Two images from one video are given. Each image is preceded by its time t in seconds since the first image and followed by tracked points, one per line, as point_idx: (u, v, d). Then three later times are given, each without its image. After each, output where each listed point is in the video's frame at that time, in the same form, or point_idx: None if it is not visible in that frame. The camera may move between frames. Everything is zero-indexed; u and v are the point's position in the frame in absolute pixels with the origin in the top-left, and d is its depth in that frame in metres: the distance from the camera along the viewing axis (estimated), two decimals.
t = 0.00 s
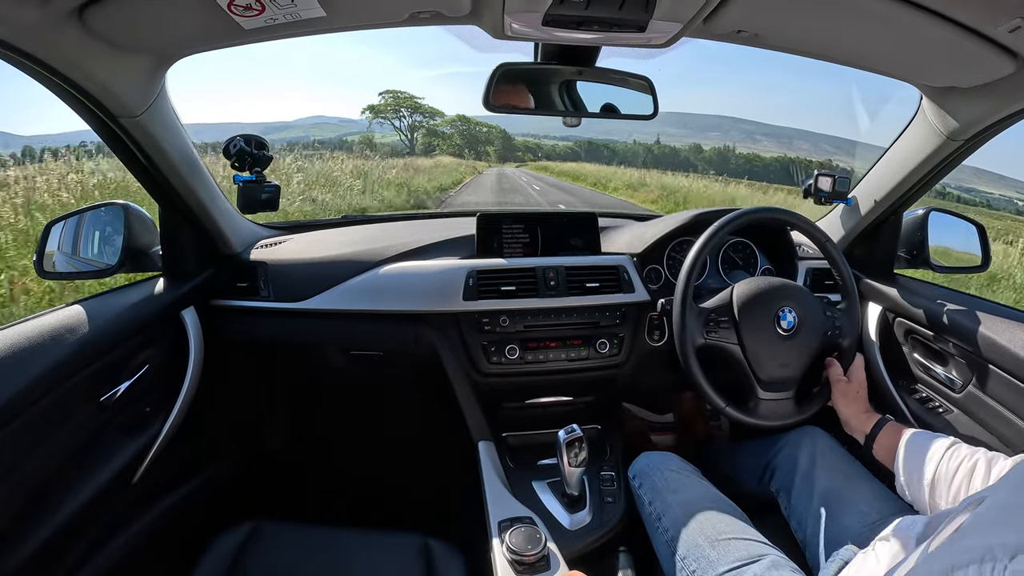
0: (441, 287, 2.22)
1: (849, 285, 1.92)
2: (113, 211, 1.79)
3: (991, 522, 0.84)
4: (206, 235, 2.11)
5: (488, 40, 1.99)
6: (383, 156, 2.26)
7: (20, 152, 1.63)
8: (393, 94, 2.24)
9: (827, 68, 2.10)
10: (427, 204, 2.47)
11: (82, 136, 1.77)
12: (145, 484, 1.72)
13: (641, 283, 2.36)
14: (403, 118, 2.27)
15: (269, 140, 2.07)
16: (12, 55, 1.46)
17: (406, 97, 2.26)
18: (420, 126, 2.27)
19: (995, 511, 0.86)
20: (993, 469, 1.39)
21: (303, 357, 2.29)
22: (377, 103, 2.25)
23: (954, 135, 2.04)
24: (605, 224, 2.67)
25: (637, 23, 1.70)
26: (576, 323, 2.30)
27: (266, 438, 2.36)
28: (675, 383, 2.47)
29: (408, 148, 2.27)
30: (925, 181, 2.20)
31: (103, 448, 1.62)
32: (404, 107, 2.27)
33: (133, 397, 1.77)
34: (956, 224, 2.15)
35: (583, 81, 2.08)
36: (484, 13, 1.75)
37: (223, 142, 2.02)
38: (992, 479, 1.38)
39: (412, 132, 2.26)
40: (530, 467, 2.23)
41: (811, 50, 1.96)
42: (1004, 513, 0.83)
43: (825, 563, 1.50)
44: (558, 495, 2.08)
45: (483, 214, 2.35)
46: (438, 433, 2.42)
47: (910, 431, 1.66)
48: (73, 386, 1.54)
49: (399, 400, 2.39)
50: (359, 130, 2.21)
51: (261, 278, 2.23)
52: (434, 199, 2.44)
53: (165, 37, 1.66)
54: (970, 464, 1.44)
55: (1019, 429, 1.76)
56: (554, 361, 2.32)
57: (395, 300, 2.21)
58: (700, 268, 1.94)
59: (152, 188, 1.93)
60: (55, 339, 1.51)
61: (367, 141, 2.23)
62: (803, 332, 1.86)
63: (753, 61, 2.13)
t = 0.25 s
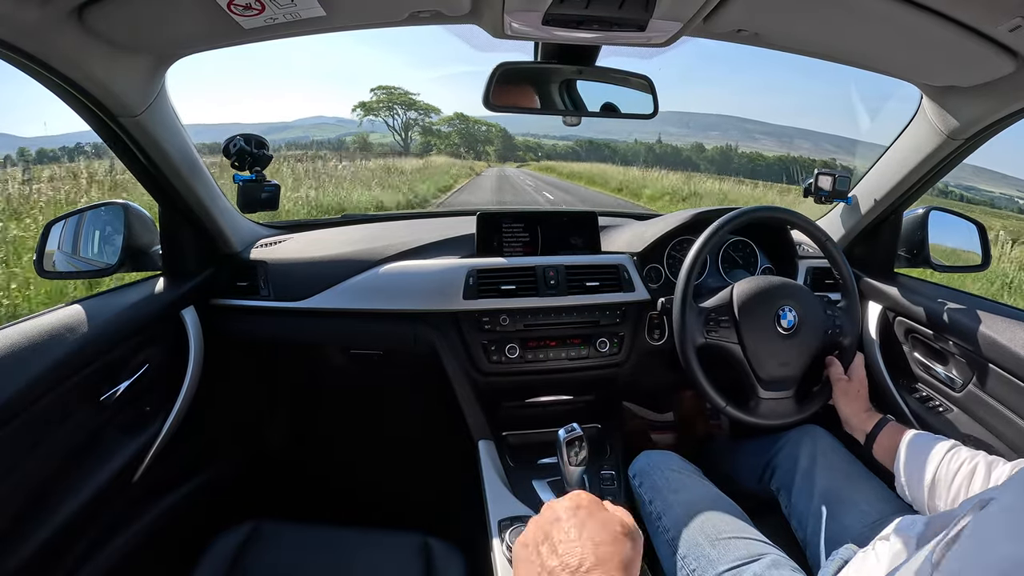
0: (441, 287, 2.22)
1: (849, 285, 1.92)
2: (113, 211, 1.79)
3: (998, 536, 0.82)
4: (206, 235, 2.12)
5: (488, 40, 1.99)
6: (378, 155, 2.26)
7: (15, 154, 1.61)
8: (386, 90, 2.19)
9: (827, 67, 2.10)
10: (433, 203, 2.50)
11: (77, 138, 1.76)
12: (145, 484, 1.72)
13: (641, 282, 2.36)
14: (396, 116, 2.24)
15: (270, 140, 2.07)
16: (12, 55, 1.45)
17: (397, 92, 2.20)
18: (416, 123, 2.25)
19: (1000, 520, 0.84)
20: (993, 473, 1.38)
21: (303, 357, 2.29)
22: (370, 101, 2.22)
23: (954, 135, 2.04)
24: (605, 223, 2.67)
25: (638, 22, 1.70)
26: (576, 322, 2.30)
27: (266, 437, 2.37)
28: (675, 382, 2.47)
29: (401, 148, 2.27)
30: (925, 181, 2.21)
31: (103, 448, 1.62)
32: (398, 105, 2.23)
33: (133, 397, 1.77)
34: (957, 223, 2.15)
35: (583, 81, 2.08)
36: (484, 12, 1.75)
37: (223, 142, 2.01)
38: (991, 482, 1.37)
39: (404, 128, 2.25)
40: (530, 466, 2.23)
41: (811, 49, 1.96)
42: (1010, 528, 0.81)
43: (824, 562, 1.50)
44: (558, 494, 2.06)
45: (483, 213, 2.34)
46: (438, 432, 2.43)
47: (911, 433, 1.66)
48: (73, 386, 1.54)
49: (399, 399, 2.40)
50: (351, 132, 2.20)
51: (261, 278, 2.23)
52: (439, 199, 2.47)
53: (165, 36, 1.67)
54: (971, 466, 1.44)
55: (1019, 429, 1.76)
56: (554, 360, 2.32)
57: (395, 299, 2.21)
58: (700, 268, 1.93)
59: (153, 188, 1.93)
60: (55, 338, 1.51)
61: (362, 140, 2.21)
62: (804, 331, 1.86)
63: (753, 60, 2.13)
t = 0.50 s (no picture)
0: (441, 286, 2.22)
1: (849, 284, 1.92)
2: (113, 210, 1.79)
3: (1015, 552, 0.81)
4: (206, 235, 2.12)
5: (488, 40, 1.99)
6: (375, 153, 2.18)
7: (12, 155, 1.55)
8: (380, 85, 2.12)
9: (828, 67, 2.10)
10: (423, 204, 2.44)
11: (73, 138, 1.72)
12: (145, 484, 1.72)
13: (642, 282, 2.36)
14: (389, 112, 2.16)
15: (270, 139, 2.05)
16: (12, 55, 1.45)
17: (392, 87, 2.13)
18: (412, 120, 2.18)
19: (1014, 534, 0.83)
20: (993, 470, 1.39)
21: (303, 357, 2.29)
22: (359, 94, 2.14)
23: (954, 135, 2.04)
24: (605, 223, 2.67)
25: (638, 22, 1.69)
26: (576, 322, 2.30)
27: (266, 437, 2.37)
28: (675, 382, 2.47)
29: (396, 147, 2.19)
30: (925, 181, 2.20)
31: (103, 448, 1.62)
32: (392, 101, 2.16)
33: (133, 397, 1.77)
34: (958, 223, 2.15)
35: (583, 81, 2.08)
36: (484, 12, 1.75)
37: (223, 141, 2.01)
38: (991, 480, 1.37)
39: (399, 125, 2.17)
40: (530, 466, 2.23)
41: (811, 49, 1.96)
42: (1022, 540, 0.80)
43: (824, 562, 1.50)
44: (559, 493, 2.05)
45: (483, 213, 2.35)
46: (438, 432, 2.43)
47: (912, 433, 1.67)
48: (73, 386, 1.54)
49: (399, 399, 2.40)
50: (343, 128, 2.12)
51: (261, 277, 2.23)
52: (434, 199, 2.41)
53: (164, 36, 1.66)
54: (972, 465, 1.44)
55: (1019, 429, 1.76)
56: (554, 360, 2.32)
57: (395, 299, 2.21)
58: (700, 267, 1.93)
59: (153, 187, 1.93)
60: (56, 338, 1.51)
61: (358, 139, 2.14)
62: (804, 331, 1.86)
63: (753, 60, 2.13)
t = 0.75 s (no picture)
0: (441, 287, 2.22)
1: (849, 285, 1.92)
2: (113, 211, 1.80)
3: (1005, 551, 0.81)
4: (206, 235, 2.12)
5: (488, 40, 1.99)
6: (365, 151, 2.13)
7: (6, 151, 1.48)
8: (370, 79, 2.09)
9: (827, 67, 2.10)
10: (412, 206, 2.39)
11: (67, 134, 1.68)
12: (145, 484, 1.72)
13: (641, 282, 2.36)
14: (381, 107, 2.13)
15: (269, 139, 2.06)
16: (12, 55, 1.45)
17: (383, 81, 2.11)
18: (406, 116, 2.14)
19: (1002, 526, 0.84)
20: (987, 470, 1.38)
21: (303, 357, 2.29)
22: (348, 88, 2.11)
23: (953, 135, 2.04)
24: (604, 224, 2.67)
25: (637, 22, 1.70)
26: (575, 322, 2.30)
27: (266, 438, 2.37)
28: (675, 382, 2.47)
29: (388, 143, 2.15)
30: (924, 181, 2.20)
31: (103, 449, 1.61)
32: (384, 101, 2.13)
33: (133, 397, 1.77)
34: (958, 224, 2.17)
35: (583, 81, 2.08)
36: (484, 13, 1.75)
37: (223, 141, 2.02)
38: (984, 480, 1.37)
39: (391, 122, 2.13)
40: (530, 466, 2.23)
41: (811, 49, 1.97)
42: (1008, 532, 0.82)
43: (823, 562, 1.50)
44: (558, 494, 2.05)
45: (483, 213, 2.35)
46: (438, 432, 2.43)
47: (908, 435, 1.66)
48: (73, 386, 1.54)
49: (399, 399, 2.40)
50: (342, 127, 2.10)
51: (261, 278, 2.23)
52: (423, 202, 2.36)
53: (164, 36, 1.67)
54: (967, 466, 1.43)
55: (1019, 429, 1.76)
56: (554, 360, 2.32)
57: (395, 299, 2.21)
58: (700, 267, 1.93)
59: (153, 188, 1.93)
60: (55, 339, 1.51)
61: (351, 137, 2.11)
62: (803, 332, 1.86)
63: (752, 60, 2.13)
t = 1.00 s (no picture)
0: (441, 287, 2.22)
1: (849, 286, 1.92)
2: (113, 211, 1.80)
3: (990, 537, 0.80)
4: (206, 235, 2.12)
5: (488, 40, 1.99)
6: (368, 153, 2.11)
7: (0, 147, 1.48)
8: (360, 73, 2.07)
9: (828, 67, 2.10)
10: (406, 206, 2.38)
11: (62, 130, 1.66)
12: (145, 484, 1.72)
13: (641, 283, 2.36)
14: (371, 104, 2.11)
15: (269, 139, 2.06)
16: (12, 55, 1.45)
17: (373, 75, 2.08)
18: (399, 113, 2.12)
19: (993, 529, 0.80)
20: (984, 468, 1.38)
21: (303, 357, 2.30)
22: (337, 84, 2.08)
23: (953, 135, 2.03)
24: (604, 224, 2.67)
25: (637, 22, 1.70)
26: (575, 322, 2.30)
27: (267, 438, 2.37)
28: (674, 382, 2.47)
29: (380, 143, 2.11)
30: (924, 182, 2.21)
31: (103, 448, 1.61)
32: (374, 100, 2.11)
33: (133, 398, 1.77)
34: (956, 224, 2.15)
35: (583, 81, 2.08)
36: (484, 13, 1.75)
37: (223, 142, 2.01)
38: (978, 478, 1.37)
39: (383, 120, 2.11)
40: (530, 466, 2.23)
41: (810, 49, 1.97)
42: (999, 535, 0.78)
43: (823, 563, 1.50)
44: (558, 494, 2.05)
45: (483, 213, 2.35)
46: (438, 432, 2.43)
47: (903, 435, 1.66)
48: (73, 386, 1.54)
49: (399, 399, 2.40)
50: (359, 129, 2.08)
51: (261, 278, 2.23)
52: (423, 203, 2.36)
53: (164, 37, 1.67)
54: (963, 466, 1.43)
55: (1019, 429, 1.76)
56: (554, 360, 2.32)
57: (395, 300, 2.22)
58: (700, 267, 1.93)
59: (153, 187, 1.93)
60: (55, 339, 1.51)
61: (345, 137, 2.09)
62: (803, 332, 1.86)
63: (752, 60, 2.13)
